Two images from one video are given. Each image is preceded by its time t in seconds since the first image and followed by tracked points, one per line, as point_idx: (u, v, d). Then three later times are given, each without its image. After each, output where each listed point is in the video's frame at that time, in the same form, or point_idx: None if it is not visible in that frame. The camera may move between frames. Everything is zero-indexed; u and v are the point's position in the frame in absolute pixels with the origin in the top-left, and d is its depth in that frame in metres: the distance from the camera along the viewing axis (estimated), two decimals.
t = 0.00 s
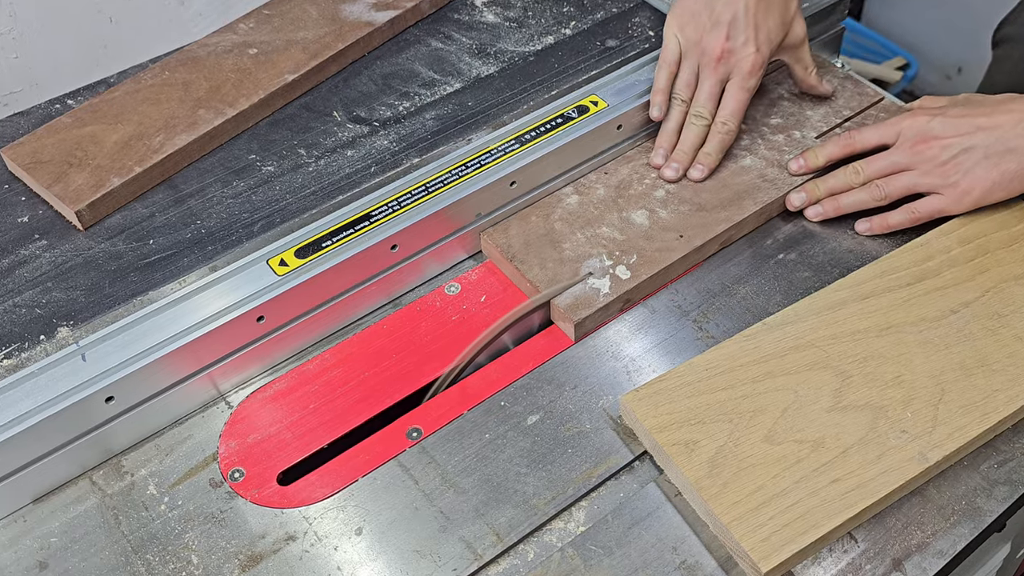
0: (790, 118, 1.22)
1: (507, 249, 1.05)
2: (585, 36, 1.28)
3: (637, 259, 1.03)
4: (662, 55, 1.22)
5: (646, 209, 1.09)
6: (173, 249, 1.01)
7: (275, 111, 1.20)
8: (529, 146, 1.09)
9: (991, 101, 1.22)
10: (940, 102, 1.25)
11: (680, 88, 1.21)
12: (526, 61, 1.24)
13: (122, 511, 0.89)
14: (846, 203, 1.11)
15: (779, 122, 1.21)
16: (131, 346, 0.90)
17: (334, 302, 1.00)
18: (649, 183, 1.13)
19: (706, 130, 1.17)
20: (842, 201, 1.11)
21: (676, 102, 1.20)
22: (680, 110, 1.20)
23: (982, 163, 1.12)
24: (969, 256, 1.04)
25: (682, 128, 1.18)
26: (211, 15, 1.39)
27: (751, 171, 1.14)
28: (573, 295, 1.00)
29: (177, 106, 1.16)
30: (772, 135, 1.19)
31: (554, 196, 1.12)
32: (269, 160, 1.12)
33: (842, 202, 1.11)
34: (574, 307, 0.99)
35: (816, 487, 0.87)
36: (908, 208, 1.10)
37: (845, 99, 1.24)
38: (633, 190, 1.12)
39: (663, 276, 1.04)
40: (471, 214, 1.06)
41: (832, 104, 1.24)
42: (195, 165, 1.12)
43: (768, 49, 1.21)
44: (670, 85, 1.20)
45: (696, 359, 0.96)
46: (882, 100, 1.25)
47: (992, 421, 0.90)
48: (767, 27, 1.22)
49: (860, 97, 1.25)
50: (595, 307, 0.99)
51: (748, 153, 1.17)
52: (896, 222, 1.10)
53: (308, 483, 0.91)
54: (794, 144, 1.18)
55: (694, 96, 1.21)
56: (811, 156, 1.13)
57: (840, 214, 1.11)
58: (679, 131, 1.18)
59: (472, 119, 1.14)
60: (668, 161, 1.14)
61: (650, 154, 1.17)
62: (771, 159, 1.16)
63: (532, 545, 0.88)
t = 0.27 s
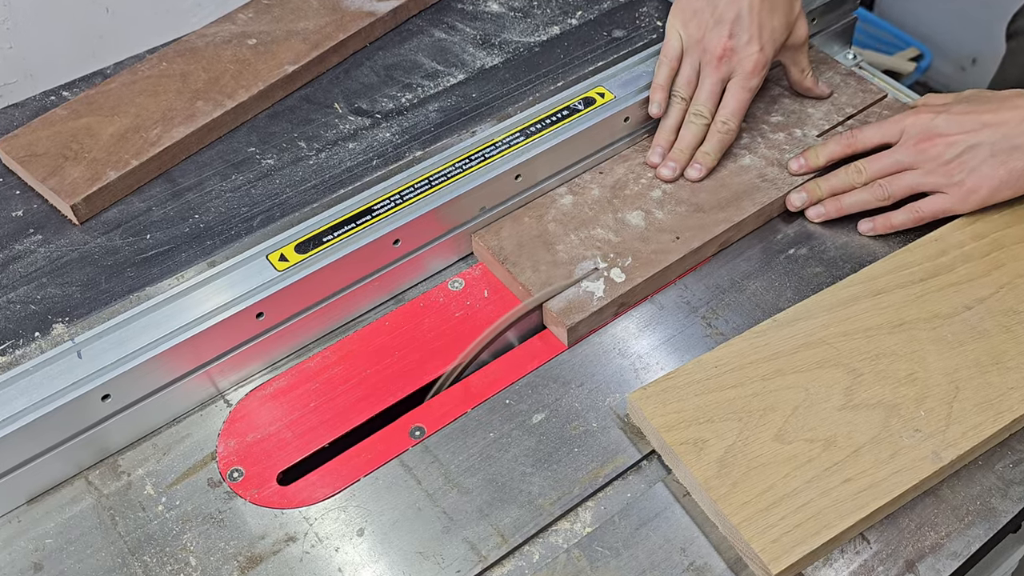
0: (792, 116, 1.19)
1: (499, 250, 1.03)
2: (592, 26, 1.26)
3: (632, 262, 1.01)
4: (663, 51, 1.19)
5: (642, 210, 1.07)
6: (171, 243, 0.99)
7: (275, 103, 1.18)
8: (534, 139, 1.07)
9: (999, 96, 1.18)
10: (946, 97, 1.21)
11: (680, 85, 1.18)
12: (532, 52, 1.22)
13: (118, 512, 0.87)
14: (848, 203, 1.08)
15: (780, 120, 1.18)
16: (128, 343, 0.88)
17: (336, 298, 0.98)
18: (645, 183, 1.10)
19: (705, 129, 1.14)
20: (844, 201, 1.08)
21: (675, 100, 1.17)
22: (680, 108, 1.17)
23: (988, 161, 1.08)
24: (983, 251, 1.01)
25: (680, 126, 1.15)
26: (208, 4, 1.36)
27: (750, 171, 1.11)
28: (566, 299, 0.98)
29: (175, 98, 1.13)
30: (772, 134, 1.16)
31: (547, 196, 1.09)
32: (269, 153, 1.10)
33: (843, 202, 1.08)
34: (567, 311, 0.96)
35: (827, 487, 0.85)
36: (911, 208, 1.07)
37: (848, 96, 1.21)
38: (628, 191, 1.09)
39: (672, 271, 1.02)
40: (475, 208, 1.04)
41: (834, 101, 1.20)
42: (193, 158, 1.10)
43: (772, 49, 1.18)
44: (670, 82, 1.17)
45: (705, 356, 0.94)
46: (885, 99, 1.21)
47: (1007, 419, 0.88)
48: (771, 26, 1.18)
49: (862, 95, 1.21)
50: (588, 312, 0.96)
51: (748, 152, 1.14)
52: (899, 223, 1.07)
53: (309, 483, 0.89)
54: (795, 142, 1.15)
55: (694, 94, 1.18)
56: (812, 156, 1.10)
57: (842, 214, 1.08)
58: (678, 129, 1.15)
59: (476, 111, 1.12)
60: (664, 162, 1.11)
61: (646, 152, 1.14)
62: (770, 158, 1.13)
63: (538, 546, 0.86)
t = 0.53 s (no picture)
0: (791, 115, 1.15)
1: (489, 254, 1.00)
2: (598, 17, 1.24)
3: (625, 266, 0.98)
4: (658, 48, 1.16)
5: (636, 212, 1.04)
6: (168, 238, 0.98)
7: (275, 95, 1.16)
8: (540, 132, 1.05)
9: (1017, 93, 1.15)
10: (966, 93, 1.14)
11: (675, 83, 1.15)
12: (537, 43, 1.20)
13: (115, 512, 0.86)
14: (866, 194, 1.07)
15: (780, 119, 1.15)
16: (124, 341, 0.86)
17: (336, 294, 0.96)
18: (639, 185, 1.07)
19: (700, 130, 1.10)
20: (862, 191, 1.07)
21: (670, 98, 1.14)
22: (675, 106, 1.13)
23: (1007, 155, 1.06)
24: (997, 246, 0.99)
25: (676, 125, 1.12)
26: None
27: (748, 172, 1.08)
28: (557, 304, 0.95)
29: (173, 89, 1.11)
30: (770, 133, 1.13)
31: (540, 198, 1.06)
32: (268, 146, 1.08)
33: (862, 193, 1.07)
34: (558, 317, 0.93)
35: (839, 487, 0.83)
36: (927, 198, 1.06)
37: (849, 95, 1.18)
38: (622, 192, 1.06)
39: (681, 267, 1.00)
40: (479, 202, 1.02)
41: (834, 100, 1.17)
42: (191, 151, 1.08)
43: (769, 47, 1.14)
44: (665, 79, 1.14)
45: (714, 353, 0.92)
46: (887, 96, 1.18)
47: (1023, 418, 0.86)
48: (769, 23, 1.15)
49: (864, 93, 1.18)
50: (579, 318, 0.93)
51: (745, 152, 1.11)
52: (912, 212, 1.06)
53: (309, 483, 0.87)
54: (794, 142, 1.12)
55: (689, 93, 1.15)
56: (830, 149, 1.08)
57: (859, 205, 1.07)
58: (672, 129, 1.12)
59: (479, 104, 1.10)
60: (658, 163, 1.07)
61: (641, 152, 1.11)
62: (768, 158, 1.10)
63: (543, 547, 0.84)
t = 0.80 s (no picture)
0: (793, 111, 1.12)
1: (482, 256, 0.97)
2: (604, 7, 1.22)
3: (621, 267, 0.96)
4: (656, 43, 1.13)
5: (633, 212, 1.01)
6: (166, 233, 0.96)
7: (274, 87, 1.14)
8: (545, 124, 1.03)
9: None
10: (990, 77, 1.11)
11: (674, 79, 1.12)
12: (542, 33, 1.18)
13: (111, 513, 0.84)
14: (903, 170, 1.05)
15: (781, 116, 1.12)
16: (119, 338, 0.85)
17: (337, 291, 0.95)
18: (637, 184, 1.05)
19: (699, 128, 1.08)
20: (900, 167, 1.06)
21: (668, 95, 1.11)
22: (673, 104, 1.10)
23: None
24: (1012, 241, 0.97)
25: (674, 123, 1.09)
26: None
27: (748, 171, 1.05)
28: (551, 307, 0.92)
29: (170, 81, 1.09)
30: (772, 131, 1.10)
31: (534, 197, 1.04)
32: (268, 139, 1.07)
33: (899, 169, 1.06)
34: (551, 321, 0.91)
35: (850, 487, 0.81)
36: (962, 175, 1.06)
37: (852, 91, 1.15)
38: (618, 192, 1.04)
39: (689, 262, 0.98)
40: (482, 196, 1.00)
41: (837, 97, 1.14)
42: (189, 144, 1.06)
43: (769, 42, 1.11)
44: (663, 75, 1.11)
45: (723, 350, 0.90)
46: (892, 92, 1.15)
47: None
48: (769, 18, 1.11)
49: (868, 89, 1.15)
50: (574, 321, 0.91)
51: (745, 150, 1.08)
52: (945, 186, 1.06)
53: (310, 482, 0.85)
54: (795, 140, 1.09)
55: (688, 89, 1.12)
56: (871, 127, 1.08)
57: (896, 181, 1.06)
58: (671, 126, 1.09)
59: (483, 95, 1.08)
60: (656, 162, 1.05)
61: (639, 150, 1.08)
62: (769, 156, 1.07)
63: (548, 548, 0.82)
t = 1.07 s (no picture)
0: (784, 114, 1.09)
1: (461, 264, 0.95)
2: None
3: (605, 276, 0.93)
4: (644, 45, 1.10)
5: (618, 219, 0.98)
6: (164, 228, 0.94)
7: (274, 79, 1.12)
8: (550, 117, 1.02)
9: None
10: (983, 66, 1.09)
11: (662, 82, 1.09)
12: (547, 24, 1.16)
13: (108, 513, 0.82)
14: (901, 168, 1.03)
15: (773, 120, 1.09)
16: (117, 335, 0.83)
17: (337, 287, 0.93)
18: (623, 190, 1.02)
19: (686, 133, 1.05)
20: (898, 165, 1.03)
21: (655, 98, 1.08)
22: (661, 107, 1.08)
23: None
24: None
25: (661, 127, 1.07)
26: None
27: (737, 176, 1.02)
28: (532, 317, 0.90)
29: (168, 73, 1.07)
30: (762, 134, 1.07)
31: (517, 204, 1.01)
32: (267, 133, 1.05)
33: (895, 167, 1.03)
34: (532, 332, 0.89)
35: (861, 487, 0.79)
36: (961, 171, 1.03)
37: (846, 94, 1.12)
38: (604, 198, 1.01)
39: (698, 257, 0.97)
40: (486, 191, 0.99)
41: (830, 99, 1.11)
42: (188, 137, 1.04)
43: (758, 45, 1.08)
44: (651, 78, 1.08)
45: (732, 347, 0.89)
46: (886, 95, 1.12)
47: None
48: (759, 20, 1.08)
49: (862, 91, 1.12)
50: (556, 332, 0.89)
51: (735, 155, 1.05)
52: (947, 185, 1.03)
53: (310, 482, 0.83)
54: (787, 144, 1.06)
55: (676, 92, 1.09)
56: (866, 125, 1.06)
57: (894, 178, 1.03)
58: (659, 130, 1.07)
59: (487, 88, 1.07)
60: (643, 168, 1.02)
61: (626, 155, 1.06)
62: (759, 161, 1.04)
63: (554, 550, 0.81)
